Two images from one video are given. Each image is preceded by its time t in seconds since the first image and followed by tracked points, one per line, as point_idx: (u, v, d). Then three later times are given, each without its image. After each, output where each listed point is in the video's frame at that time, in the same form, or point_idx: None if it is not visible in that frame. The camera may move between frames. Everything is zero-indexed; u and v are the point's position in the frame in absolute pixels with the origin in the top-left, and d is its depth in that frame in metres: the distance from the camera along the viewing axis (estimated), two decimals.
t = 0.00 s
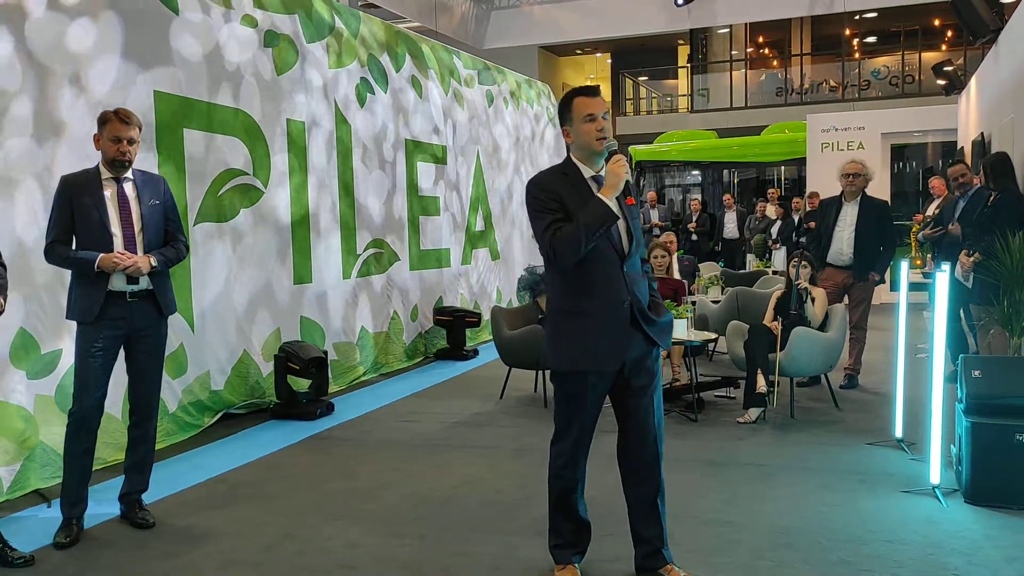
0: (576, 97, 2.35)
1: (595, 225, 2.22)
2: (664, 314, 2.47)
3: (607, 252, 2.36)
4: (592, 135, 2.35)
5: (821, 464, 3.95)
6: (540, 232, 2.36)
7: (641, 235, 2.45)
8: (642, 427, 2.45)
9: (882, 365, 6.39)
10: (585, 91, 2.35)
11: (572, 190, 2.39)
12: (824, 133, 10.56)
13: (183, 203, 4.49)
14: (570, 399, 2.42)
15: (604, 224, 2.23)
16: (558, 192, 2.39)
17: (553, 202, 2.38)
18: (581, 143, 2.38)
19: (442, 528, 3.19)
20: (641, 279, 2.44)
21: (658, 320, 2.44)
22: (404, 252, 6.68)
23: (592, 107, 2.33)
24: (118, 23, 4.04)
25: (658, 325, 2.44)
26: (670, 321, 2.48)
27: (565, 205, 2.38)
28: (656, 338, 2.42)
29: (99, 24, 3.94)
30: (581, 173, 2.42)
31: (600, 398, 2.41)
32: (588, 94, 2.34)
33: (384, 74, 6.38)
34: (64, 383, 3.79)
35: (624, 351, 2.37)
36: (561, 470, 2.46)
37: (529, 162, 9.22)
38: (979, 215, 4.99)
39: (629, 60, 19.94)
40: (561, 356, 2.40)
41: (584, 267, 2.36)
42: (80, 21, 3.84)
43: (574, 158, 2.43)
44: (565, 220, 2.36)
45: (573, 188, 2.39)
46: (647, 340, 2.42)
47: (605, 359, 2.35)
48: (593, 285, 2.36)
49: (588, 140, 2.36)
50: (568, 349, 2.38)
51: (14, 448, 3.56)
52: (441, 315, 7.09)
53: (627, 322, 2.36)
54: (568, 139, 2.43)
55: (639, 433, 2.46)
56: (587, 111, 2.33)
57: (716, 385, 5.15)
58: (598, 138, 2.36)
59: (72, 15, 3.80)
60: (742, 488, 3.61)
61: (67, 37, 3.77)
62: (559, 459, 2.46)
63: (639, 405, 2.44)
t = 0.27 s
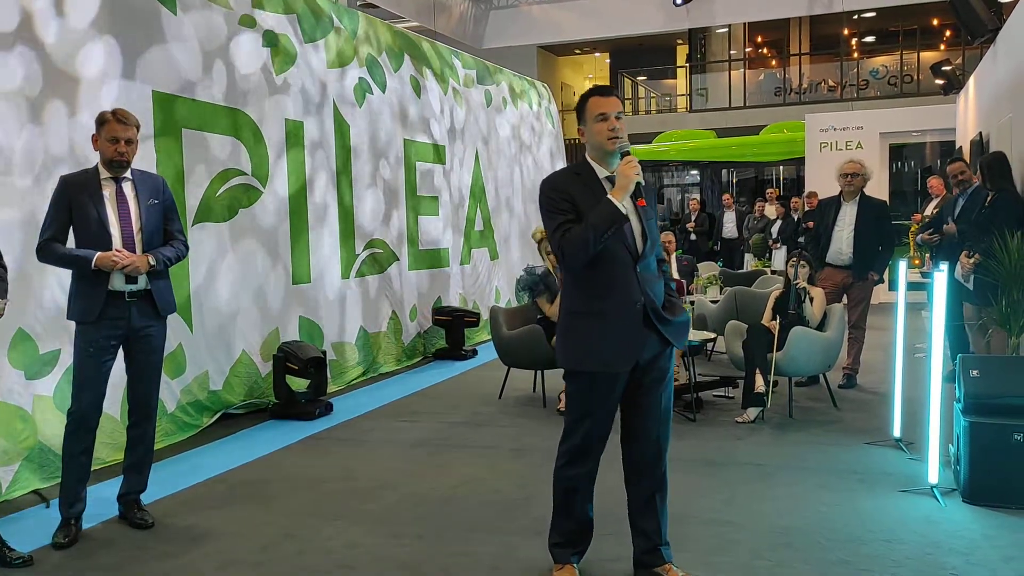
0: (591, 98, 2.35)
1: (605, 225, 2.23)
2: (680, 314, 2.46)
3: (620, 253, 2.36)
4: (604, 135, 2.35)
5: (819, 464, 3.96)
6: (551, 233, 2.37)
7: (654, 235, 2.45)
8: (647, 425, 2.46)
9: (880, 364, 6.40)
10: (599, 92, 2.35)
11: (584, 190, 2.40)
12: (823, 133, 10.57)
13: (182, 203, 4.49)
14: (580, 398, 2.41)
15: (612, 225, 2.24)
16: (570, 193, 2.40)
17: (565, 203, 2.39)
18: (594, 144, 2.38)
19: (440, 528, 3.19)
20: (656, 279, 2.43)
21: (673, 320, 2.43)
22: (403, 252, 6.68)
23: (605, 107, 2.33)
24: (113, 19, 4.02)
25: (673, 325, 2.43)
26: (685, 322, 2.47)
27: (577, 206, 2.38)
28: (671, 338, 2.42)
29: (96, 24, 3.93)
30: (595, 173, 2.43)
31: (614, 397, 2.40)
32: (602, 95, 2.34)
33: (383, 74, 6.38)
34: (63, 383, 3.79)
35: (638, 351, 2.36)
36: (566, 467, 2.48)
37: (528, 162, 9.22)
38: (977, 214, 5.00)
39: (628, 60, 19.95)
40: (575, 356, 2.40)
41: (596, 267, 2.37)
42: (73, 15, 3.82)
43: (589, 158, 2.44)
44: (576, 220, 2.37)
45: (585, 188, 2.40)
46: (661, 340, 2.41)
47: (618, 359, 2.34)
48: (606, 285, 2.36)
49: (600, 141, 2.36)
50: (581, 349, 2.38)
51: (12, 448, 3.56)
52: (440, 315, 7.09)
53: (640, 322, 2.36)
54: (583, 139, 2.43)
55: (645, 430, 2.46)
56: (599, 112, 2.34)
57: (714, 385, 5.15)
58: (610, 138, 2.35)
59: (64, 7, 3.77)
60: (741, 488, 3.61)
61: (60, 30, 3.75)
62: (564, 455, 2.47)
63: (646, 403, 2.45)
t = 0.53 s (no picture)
0: (605, 97, 2.34)
1: (611, 225, 2.25)
2: (695, 316, 2.43)
3: (633, 253, 2.36)
4: (617, 135, 2.35)
5: (817, 463, 3.96)
6: (562, 233, 2.39)
7: (671, 234, 2.42)
8: (653, 425, 2.46)
9: (878, 363, 6.41)
10: (614, 91, 2.35)
11: (595, 191, 2.41)
12: (821, 132, 10.57)
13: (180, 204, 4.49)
14: (592, 398, 2.41)
15: (619, 224, 2.25)
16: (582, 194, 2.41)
17: (577, 203, 2.40)
18: (608, 144, 2.38)
19: (439, 527, 3.20)
20: (672, 280, 2.41)
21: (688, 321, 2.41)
22: (401, 252, 6.68)
23: (618, 107, 2.32)
24: (109, 18, 4.01)
25: (688, 326, 2.41)
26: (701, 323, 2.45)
27: (588, 206, 2.40)
28: (683, 340, 2.40)
29: (94, 24, 3.93)
30: (610, 173, 2.43)
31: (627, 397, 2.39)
32: (618, 94, 2.33)
33: (381, 74, 6.38)
34: (61, 383, 3.78)
35: (649, 351, 2.35)
36: (573, 466, 2.48)
37: (526, 161, 9.22)
38: (974, 214, 5.01)
39: (626, 60, 19.95)
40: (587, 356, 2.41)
41: (607, 267, 2.38)
42: (70, 13, 3.80)
43: (606, 158, 2.44)
44: (586, 220, 2.39)
45: (598, 188, 2.41)
46: (675, 341, 2.39)
47: (629, 359, 2.34)
48: (617, 284, 2.37)
49: (613, 141, 2.36)
50: (592, 348, 2.39)
51: (10, 448, 3.55)
52: (438, 315, 7.10)
53: (652, 322, 2.35)
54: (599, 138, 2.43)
55: (651, 428, 2.47)
56: (613, 111, 2.33)
57: (712, 384, 5.14)
58: (622, 138, 2.34)
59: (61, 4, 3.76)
60: (740, 487, 3.61)
61: (57, 28, 3.74)
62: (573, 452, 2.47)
63: (656, 403, 2.44)
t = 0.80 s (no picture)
0: (620, 96, 2.34)
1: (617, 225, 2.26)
2: (702, 318, 2.42)
3: (640, 253, 2.36)
4: (629, 135, 2.34)
5: (814, 462, 3.96)
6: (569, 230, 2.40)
7: (681, 235, 2.42)
8: (656, 425, 2.46)
9: (876, 363, 6.41)
10: (629, 91, 2.34)
11: (605, 189, 2.41)
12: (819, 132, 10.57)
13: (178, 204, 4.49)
14: (598, 399, 2.40)
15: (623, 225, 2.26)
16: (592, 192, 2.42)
17: (586, 200, 2.41)
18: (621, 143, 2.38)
19: (436, 527, 3.20)
20: (680, 281, 2.40)
21: (694, 323, 2.40)
22: (399, 251, 6.68)
23: (631, 107, 2.32)
24: (106, 17, 4.00)
25: (693, 328, 2.40)
26: (707, 325, 2.44)
27: (597, 204, 2.41)
28: (688, 342, 2.39)
29: (91, 24, 3.92)
30: (622, 171, 2.43)
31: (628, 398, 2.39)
32: (633, 94, 2.33)
33: (379, 74, 6.38)
34: (59, 383, 3.78)
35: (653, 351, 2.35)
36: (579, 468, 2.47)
37: (524, 161, 9.22)
38: (971, 214, 5.02)
39: (625, 59, 19.96)
40: (591, 354, 2.41)
41: (613, 266, 2.38)
42: (67, 13, 3.80)
43: (619, 156, 2.45)
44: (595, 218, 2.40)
45: (608, 187, 2.41)
46: (679, 342, 2.39)
47: (631, 359, 2.35)
48: (622, 283, 2.37)
49: (625, 141, 2.36)
50: (596, 346, 2.40)
51: (8, 448, 3.55)
52: (437, 314, 7.11)
53: (657, 322, 2.35)
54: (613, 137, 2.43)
55: (654, 428, 2.47)
56: (626, 112, 2.33)
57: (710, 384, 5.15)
58: (634, 139, 2.34)
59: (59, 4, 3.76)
60: (738, 487, 3.61)
61: (55, 27, 3.74)
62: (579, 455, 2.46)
63: (659, 405, 2.44)
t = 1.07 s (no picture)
0: (628, 96, 2.33)
1: (617, 225, 2.27)
2: (701, 321, 2.42)
3: (641, 254, 2.36)
4: (635, 136, 2.33)
5: (812, 462, 3.96)
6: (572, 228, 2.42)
7: (684, 237, 2.41)
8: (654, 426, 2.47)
9: (874, 362, 6.42)
10: (638, 91, 2.33)
11: (609, 188, 2.42)
12: (818, 131, 10.57)
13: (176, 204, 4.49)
14: (597, 399, 2.40)
15: (624, 225, 2.26)
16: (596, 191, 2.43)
17: (590, 199, 2.43)
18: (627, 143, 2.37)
19: (434, 527, 3.20)
20: (680, 283, 2.40)
21: (693, 326, 2.40)
22: (398, 251, 6.69)
23: (637, 108, 2.31)
24: (103, 17, 4.00)
25: (692, 330, 2.39)
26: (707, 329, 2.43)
27: (600, 204, 2.42)
28: (687, 345, 2.38)
29: (89, 24, 3.92)
30: (627, 170, 2.43)
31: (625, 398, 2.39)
32: (642, 94, 2.31)
33: (378, 73, 6.37)
34: (57, 383, 3.78)
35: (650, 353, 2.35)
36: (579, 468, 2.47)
37: (523, 160, 9.22)
38: (967, 213, 5.05)
39: (623, 59, 19.97)
40: (590, 353, 2.42)
41: (614, 266, 2.39)
42: (64, 13, 3.80)
43: (626, 156, 2.44)
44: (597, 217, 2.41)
45: (613, 187, 2.42)
46: (677, 345, 2.38)
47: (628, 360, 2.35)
48: (622, 284, 2.37)
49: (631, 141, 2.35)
50: (594, 346, 2.41)
51: (6, 449, 3.55)
52: (435, 314, 7.12)
53: (655, 324, 2.35)
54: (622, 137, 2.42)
55: (651, 430, 2.47)
56: (633, 112, 2.32)
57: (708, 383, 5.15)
58: (639, 140, 2.33)
59: (55, 3, 3.75)
60: (735, 486, 3.62)
61: (51, 26, 3.74)
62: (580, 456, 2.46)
63: (657, 407, 2.45)
